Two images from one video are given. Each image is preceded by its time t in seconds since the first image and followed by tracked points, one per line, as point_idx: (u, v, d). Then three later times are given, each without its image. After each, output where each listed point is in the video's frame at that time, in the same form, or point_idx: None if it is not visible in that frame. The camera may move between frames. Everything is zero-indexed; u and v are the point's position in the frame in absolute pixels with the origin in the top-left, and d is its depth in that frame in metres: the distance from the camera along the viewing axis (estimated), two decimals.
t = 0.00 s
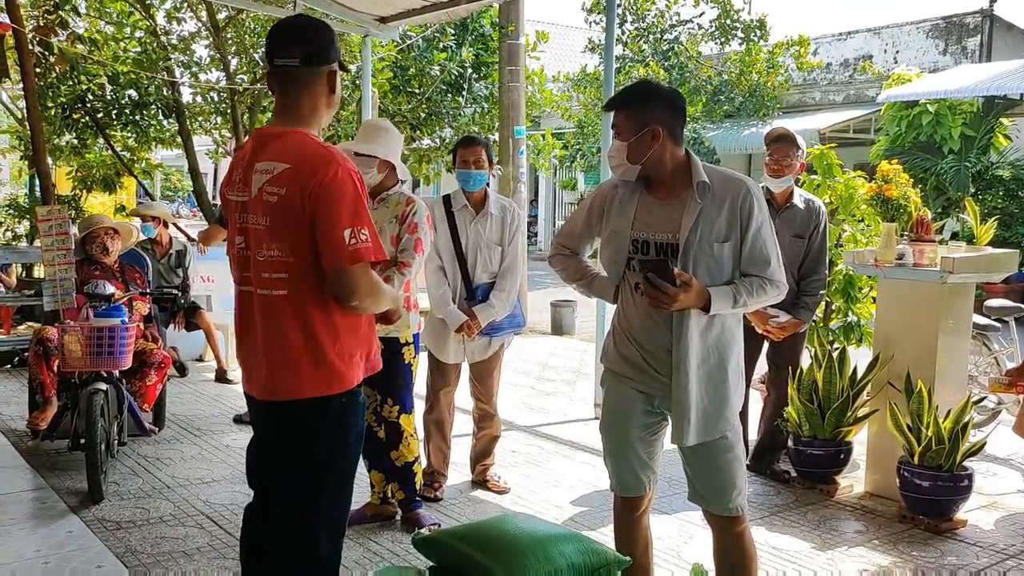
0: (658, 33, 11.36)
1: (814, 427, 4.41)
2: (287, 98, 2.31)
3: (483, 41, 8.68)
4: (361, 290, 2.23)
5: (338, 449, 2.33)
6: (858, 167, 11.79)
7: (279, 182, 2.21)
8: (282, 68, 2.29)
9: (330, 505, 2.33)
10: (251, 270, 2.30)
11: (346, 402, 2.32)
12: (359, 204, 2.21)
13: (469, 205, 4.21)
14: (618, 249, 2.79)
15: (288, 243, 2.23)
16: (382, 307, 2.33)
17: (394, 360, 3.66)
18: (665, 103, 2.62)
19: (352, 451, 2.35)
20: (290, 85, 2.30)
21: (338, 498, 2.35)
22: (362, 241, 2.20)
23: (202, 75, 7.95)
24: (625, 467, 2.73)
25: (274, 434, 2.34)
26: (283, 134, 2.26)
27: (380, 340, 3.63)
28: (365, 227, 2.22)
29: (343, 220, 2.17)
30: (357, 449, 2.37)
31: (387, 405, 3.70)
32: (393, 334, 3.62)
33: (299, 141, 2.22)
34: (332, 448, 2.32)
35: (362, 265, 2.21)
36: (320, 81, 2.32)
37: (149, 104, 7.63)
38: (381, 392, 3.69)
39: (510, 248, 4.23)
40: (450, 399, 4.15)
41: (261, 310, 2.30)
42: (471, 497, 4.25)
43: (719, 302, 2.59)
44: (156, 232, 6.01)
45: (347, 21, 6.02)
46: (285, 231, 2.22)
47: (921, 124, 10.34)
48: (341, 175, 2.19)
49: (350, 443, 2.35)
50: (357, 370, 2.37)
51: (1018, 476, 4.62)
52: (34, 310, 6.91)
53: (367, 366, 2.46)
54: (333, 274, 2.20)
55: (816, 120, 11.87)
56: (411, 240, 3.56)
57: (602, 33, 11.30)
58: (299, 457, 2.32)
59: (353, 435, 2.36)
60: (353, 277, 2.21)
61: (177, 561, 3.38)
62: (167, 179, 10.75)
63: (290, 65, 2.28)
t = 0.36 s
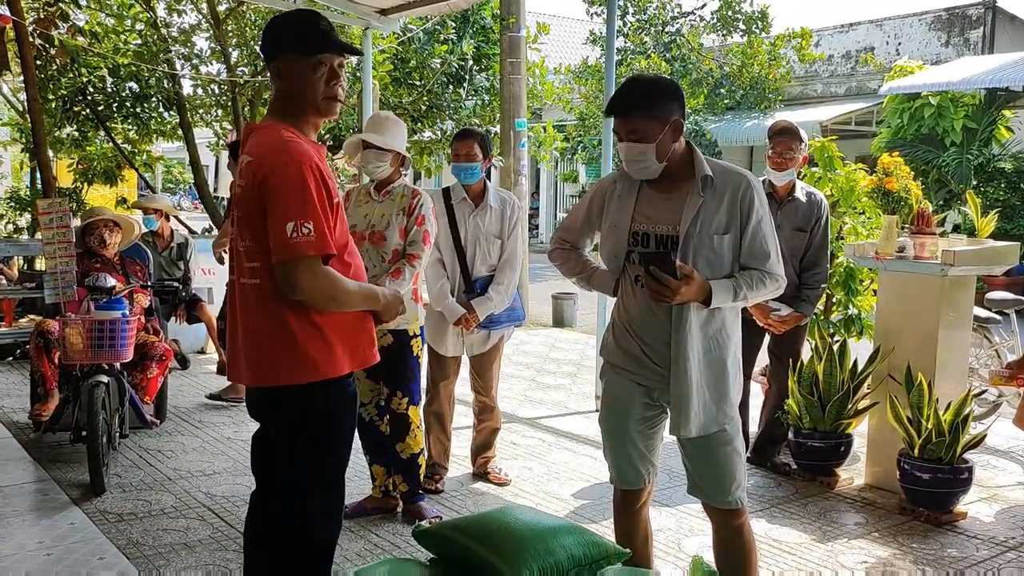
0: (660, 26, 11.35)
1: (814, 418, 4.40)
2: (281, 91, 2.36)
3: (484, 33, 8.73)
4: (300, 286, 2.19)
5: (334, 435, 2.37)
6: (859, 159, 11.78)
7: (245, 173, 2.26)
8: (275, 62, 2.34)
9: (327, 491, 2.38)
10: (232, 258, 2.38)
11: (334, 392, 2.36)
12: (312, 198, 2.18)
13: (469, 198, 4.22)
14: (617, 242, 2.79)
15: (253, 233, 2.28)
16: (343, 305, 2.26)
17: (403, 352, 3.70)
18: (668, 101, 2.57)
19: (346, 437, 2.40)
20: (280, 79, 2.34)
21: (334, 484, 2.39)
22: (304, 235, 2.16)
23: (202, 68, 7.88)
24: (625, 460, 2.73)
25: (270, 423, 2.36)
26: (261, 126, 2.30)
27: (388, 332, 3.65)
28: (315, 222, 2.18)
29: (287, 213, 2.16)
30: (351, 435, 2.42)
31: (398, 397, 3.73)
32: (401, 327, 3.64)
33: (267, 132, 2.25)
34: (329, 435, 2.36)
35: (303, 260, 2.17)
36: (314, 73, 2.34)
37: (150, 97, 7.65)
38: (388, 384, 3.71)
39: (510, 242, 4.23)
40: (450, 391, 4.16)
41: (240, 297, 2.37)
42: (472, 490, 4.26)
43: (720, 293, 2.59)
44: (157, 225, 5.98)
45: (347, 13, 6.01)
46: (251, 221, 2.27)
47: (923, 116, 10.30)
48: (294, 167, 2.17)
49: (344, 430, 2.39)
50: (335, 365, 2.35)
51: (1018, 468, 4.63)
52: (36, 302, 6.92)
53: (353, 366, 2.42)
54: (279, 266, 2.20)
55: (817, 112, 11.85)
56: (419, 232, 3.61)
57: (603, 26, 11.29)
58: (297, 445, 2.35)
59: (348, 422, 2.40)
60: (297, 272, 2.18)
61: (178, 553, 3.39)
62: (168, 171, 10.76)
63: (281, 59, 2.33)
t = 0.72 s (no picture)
0: (658, 16, 11.33)
1: (812, 409, 4.41)
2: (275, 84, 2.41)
3: (482, 24, 8.69)
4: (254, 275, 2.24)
5: (332, 425, 2.44)
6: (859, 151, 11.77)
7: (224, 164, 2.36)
8: (268, 53, 2.39)
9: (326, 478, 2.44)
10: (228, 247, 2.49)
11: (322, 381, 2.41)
12: (267, 188, 2.21)
13: (468, 187, 4.23)
14: (616, 234, 2.76)
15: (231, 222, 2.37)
16: (306, 293, 2.28)
17: (415, 341, 3.73)
18: (679, 97, 2.53)
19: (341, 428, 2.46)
20: (272, 71, 2.40)
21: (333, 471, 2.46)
22: (255, 226, 2.20)
23: (200, 58, 7.95)
24: (625, 451, 2.73)
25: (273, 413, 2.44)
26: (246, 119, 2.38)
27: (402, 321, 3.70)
28: (268, 212, 2.21)
29: (241, 203, 2.22)
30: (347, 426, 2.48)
31: (406, 386, 3.75)
32: (415, 317, 3.70)
33: (245, 124, 2.32)
34: (326, 424, 2.43)
35: (255, 250, 2.21)
36: (300, 66, 2.38)
37: (147, 88, 7.63)
38: (400, 372, 3.72)
39: (509, 232, 4.20)
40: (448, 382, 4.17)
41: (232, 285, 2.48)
42: (470, 480, 4.26)
43: (725, 278, 2.58)
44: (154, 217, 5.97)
45: (346, 3, 5.98)
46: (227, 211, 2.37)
47: (922, 107, 10.32)
48: (251, 158, 2.22)
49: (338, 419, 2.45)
50: (313, 354, 2.38)
51: (1016, 458, 4.64)
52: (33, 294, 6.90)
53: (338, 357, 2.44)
54: (240, 255, 2.27)
55: (816, 103, 11.83)
56: (432, 222, 3.72)
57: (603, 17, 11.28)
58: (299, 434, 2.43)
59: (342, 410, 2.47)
60: (252, 261, 2.23)
61: (176, 544, 3.39)
62: (166, 162, 10.74)
63: (271, 51, 2.38)
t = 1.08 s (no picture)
0: (656, 11, 11.32)
1: (810, 403, 4.41)
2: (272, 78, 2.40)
3: (480, 18, 8.59)
4: (253, 265, 2.24)
5: (325, 413, 2.44)
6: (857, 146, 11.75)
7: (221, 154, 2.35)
8: (269, 45, 2.37)
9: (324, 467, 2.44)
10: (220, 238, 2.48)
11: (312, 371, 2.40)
12: (267, 178, 2.21)
13: (477, 184, 4.19)
14: (617, 230, 2.74)
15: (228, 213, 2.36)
16: (306, 285, 2.28)
17: (426, 335, 3.76)
18: (688, 95, 2.53)
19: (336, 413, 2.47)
20: (272, 64, 2.39)
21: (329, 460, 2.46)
22: (255, 215, 2.19)
23: (197, 53, 7.89)
24: (624, 447, 2.73)
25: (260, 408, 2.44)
26: (244, 111, 2.37)
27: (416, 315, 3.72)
28: (268, 203, 2.20)
29: (241, 193, 2.21)
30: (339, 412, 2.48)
31: (417, 381, 3.78)
32: (428, 311, 3.73)
33: (243, 115, 2.32)
34: (321, 412, 2.43)
35: (255, 240, 2.21)
36: (303, 60, 2.38)
37: (144, 82, 7.66)
38: (410, 367, 3.76)
39: (516, 230, 4.22)
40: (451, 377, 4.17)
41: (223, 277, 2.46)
42: (468, 475, 4.25)
43: (728, 270, 2.59)
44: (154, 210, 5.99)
45: None
46: (224, 202, 2.36)
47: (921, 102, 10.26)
48: (253, 150, 2.22)
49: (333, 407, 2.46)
50: (306, 348, 2.37)
51: (1014, 453, 4.64)
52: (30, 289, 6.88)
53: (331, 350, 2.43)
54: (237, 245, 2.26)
55: (814, 98, 11.81)
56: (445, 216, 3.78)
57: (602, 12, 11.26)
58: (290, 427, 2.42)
59: (334, 398, 2.47)
60: (251, 251, 2.22)
61: (174, 539, 3.38)
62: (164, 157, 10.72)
63: (271, 44, 2.37)
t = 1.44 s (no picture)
0: (662, 8, 11.32)
1: (817, 401, 4.42)
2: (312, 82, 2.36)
3: (487, 15, 8.52)
4: (278, 267, 2.20)
5: (335, 417, 2.37)
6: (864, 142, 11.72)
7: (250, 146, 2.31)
8: (318, 50, 2.32)
9: (339, 475, 2.37)
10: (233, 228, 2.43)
11: (319, 372, 2.36)
12: (302, 182, 2.18)
13: (495, 181, 4.19)
14: (624, 227, 2.75)
15: (251, 207, 2.32)
16: (324, 293, 2.24)
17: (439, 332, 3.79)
18: (692, 93, 2.52)
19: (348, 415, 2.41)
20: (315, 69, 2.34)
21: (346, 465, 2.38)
22: (288, 219, 2.16)
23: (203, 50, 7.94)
24: (630, 443, 2.73)
25: (261, 412, 2.38)
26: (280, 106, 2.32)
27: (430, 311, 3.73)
28: (301, 207, 2.18)
29: (274, 193, 2.18)
30: (347, 415, 2.40)
31: (427, 377, 3.80)
32: (442, 307, 3.76)
33: (279, 113, 2.28)
34: (330, 416, 2.37)
35: (283, 242, 2.17)
36: (353, 86, 2.33)
37: (151, 79, 7.72)
38: (422, 363, 3.77)
39: (530, 229, 4.24)
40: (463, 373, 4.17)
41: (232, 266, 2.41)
42: (476, 472, 4.26)
43: (736, 268, 2.59)
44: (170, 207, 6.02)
45: None
46: (248, 195, 2.31)
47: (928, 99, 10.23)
48: (291, 149, 2.19)
49: (342, 409, 2.39)
50: (314, 349, 2.34)
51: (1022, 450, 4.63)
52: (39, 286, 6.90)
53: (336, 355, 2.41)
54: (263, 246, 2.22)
55: (821, 94, 11.77)
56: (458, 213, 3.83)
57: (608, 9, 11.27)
58: (294, 432, 2.36)
59: (341, 407, 2.40)
60: (276, 252, 2.18)
61: (183, 535, 3.40)
62: (171, 154, 10.75)
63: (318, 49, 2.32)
